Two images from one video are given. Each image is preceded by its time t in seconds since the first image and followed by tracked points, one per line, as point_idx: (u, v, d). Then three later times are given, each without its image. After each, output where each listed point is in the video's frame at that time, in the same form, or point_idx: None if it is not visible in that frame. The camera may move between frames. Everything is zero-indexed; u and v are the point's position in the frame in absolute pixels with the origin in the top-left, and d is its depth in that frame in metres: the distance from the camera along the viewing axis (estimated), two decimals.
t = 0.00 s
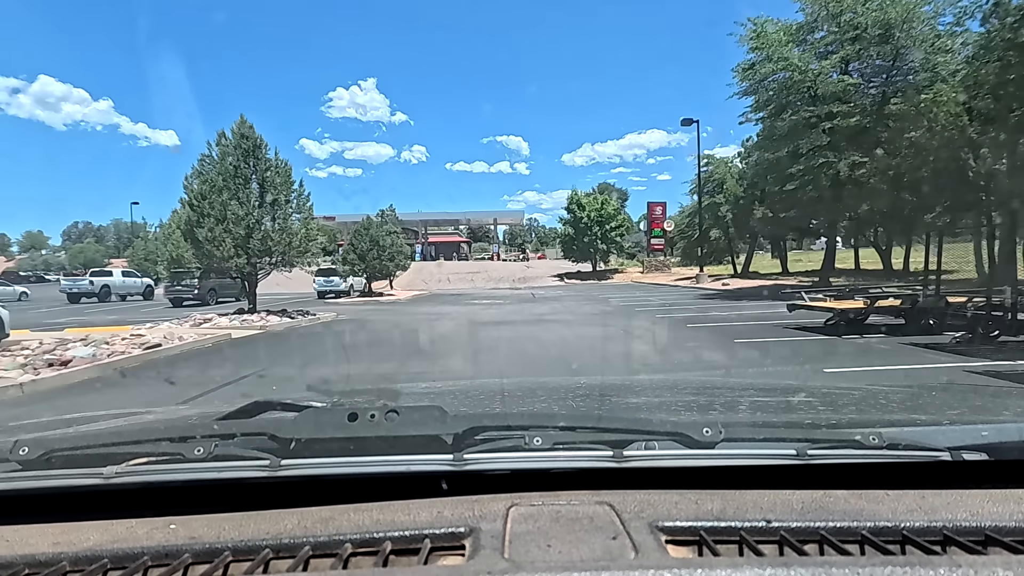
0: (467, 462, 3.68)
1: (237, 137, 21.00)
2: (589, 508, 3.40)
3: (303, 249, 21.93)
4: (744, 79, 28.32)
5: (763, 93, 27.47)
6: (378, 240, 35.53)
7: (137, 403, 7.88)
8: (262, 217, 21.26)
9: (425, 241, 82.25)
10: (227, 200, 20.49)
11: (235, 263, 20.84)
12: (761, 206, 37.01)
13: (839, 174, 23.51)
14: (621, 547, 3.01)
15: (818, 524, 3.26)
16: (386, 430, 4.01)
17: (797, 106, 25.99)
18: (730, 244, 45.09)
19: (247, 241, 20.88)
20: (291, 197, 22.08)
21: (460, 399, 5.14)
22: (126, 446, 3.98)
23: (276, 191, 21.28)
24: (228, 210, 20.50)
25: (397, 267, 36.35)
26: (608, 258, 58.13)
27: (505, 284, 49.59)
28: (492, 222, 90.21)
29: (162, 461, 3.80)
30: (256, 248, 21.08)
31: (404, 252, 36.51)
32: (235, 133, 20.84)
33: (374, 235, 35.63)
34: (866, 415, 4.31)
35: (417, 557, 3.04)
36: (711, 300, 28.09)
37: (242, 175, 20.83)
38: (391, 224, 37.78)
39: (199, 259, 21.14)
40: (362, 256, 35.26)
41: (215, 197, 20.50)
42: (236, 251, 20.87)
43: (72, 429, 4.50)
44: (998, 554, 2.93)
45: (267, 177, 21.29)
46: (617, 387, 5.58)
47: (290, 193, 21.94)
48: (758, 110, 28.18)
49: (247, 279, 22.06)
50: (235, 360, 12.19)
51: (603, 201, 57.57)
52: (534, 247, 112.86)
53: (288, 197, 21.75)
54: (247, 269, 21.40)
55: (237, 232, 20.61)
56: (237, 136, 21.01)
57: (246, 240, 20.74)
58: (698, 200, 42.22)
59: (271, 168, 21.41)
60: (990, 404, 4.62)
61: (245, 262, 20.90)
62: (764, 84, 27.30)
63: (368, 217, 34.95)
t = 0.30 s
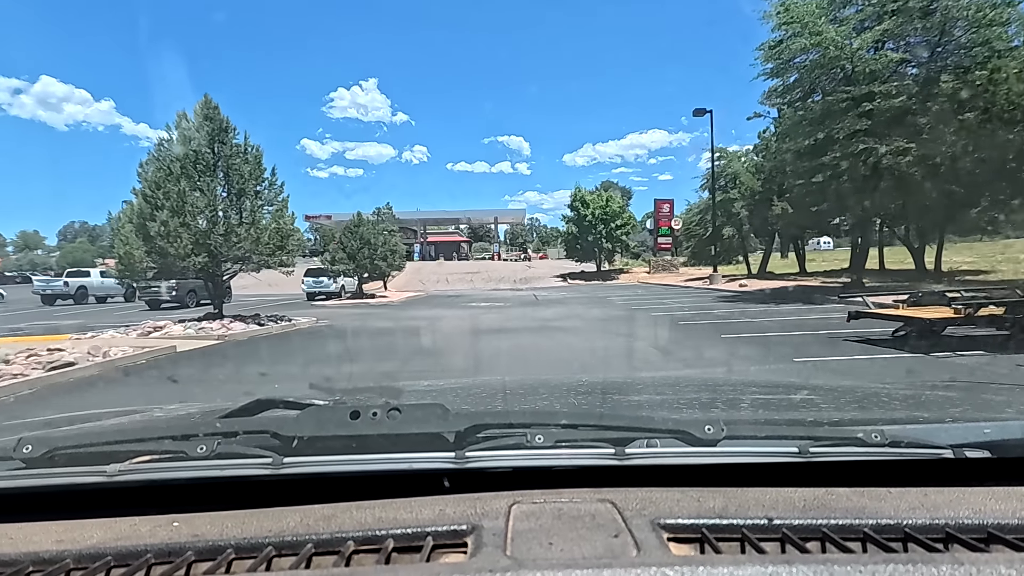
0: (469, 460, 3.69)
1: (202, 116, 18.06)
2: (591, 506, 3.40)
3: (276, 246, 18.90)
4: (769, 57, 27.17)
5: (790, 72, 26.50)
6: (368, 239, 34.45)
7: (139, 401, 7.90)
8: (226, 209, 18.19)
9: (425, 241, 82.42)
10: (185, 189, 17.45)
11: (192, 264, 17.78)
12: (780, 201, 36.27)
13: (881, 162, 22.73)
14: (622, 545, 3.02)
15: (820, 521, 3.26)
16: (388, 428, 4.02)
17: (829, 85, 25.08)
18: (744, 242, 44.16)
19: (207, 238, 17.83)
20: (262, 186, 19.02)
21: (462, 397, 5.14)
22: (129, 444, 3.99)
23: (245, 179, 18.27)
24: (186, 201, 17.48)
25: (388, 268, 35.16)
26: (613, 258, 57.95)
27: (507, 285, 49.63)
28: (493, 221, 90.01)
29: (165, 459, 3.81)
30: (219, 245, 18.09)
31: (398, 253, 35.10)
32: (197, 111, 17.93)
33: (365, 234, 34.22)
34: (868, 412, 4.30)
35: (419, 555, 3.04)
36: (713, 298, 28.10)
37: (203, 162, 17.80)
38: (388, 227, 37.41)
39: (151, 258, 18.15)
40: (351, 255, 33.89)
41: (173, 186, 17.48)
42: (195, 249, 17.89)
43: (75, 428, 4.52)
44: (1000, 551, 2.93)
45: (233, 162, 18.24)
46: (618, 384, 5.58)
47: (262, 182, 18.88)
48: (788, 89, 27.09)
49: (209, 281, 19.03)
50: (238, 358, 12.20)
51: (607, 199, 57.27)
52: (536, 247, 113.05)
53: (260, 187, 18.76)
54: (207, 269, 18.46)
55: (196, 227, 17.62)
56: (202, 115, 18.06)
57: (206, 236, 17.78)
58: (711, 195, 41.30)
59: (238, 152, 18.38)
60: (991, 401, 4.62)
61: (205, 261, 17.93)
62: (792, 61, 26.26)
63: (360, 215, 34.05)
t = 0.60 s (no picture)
0: (471, 458, 3.70)
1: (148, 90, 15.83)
2: (592, 503, 3.40)
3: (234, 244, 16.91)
4: (801, 33, 25.69)
5: (822, 50, 25.06)
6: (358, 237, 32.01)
7: (139, 398, 7.90)
8: (176, 200, 16.08)
9: (426, 241, 82.40)
10: (126, 177, 15.31)
11: (135, 263, 15.74)
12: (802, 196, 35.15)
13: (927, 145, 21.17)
14: (623, 543, 3.02)
15: (822, 520, 3.26)
16: (390, 425, 4.03)
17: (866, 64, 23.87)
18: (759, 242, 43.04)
19: (151, 234, 15.77)
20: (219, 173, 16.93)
21: (464, 394, 5.15)
22: (131, 441, 4.01)
23: (200, 167, 16.22)
24: (128, 191, 15.36)
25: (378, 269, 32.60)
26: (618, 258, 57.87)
27: (508, 286, 49.59)
28: (493, 222, 89.89)
29: (167, 456, 3.83)
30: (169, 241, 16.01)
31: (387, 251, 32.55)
32: (146, 86, 15.76)
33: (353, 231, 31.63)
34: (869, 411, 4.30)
35: (420, 552, 3.05)
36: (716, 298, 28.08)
37: (146, 145, 15.62)
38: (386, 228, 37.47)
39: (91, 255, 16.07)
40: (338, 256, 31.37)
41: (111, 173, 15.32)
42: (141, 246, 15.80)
43: (77, 424, 4.53)
44: (1002, 550, 2.93)
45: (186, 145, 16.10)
46: (620, 382, 5.58)
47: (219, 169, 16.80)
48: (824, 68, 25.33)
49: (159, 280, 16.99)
50: (240, 356, 12.21)
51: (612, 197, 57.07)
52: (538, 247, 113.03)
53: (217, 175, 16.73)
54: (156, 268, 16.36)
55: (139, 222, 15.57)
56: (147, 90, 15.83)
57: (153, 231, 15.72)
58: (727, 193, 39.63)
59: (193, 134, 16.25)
60: (993, 400, 4.61)
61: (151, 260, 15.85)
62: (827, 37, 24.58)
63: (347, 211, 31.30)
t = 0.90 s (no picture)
0: (471, 456, 3.70)
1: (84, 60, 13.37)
2: (592, 503, 3.40)
3: (174, 243, 14.25)
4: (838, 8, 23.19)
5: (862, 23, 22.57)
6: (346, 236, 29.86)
7: (137, 394, 7.88)
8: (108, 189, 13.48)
9: (425, 241, 82.25)
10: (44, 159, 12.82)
11: (49, 262, 13.13)
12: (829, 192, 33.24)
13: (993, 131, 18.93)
14: (623, 542, 3.02)
15: (821, 521, 3.26)
16: (390, 422, 4.04)
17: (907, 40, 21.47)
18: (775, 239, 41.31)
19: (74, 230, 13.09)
20: (164, 159, 14.48)
21: (464, 392, 5.15)
22: (132, 437, 4.02)
23: (137, 150, 13.62)
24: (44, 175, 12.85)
25: (369, 268, 30.55)
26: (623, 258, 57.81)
27: (508, 287, 49.40)
28: (492, 222, 89.71)
29: (167, 451, 3.84)
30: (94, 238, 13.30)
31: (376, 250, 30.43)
32: (77, 54, 13.28)
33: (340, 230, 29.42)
34: (870, 413, 4.30)
35: (419, 549, 3.05)
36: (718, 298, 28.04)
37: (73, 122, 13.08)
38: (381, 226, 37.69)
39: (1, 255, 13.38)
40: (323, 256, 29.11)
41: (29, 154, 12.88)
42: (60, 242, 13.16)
43: (78, 419, 4.53)
44: (1002, 553, 2.92)
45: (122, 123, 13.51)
46: (620, 381, 5.57)
47: (160, 154, 14.27)
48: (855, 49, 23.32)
49: (84, 285, 14.42)
50: (242, 353, 12.19)
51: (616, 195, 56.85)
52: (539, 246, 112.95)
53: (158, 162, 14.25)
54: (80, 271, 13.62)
55: (57, 213, 12.89)
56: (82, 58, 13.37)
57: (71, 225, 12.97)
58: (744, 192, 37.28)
59: (130, 110, 13.71)
60: (993, 402, 4.61)
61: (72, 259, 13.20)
62: (866, 9, 22.46)
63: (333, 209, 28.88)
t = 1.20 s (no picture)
0: (471, 457, 3.69)
1: None
2: (592, 505, 3.39)
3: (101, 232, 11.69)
4: None
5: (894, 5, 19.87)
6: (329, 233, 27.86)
7: (137, 397, 7.84)
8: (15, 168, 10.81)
9: (423, 241, 82.13)
10: None
11: None
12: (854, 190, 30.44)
13: None
14: (624, 545, 3.01)
15: (823, 523, 3.25)
16: (391, 425, 4.04)
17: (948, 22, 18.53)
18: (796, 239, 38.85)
19: None
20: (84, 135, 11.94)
21: (464, 395, 5.15)
22: (133, 438, 4.02)
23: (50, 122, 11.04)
24: None
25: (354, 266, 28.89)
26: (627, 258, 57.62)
27: (508, 288, 49.31)
28: (491, 221, 89.31)
29: (168, 453, 3.84)
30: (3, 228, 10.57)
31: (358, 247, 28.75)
32: None
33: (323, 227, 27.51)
34: (871, 415, 4.28)
35: (420, 552, 3.04)
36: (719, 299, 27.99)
37: None
38: (379, 230, 38.09)
39: None
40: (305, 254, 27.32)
41: None
42: None
43: (78, 421, 4.53)
44: (1004, 555, 2.92)
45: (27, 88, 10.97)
46: (621, 384, 5.54)
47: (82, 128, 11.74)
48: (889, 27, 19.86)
49: None
50: (243, 355, 12.16)
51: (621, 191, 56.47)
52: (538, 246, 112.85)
53: (82, 141, 11.71)
54: None
55: None
56: None
57: None
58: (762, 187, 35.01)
59: (41, 75, 11.23)
60: (995, 404, 4.60)
61: None
62: None
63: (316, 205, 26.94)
